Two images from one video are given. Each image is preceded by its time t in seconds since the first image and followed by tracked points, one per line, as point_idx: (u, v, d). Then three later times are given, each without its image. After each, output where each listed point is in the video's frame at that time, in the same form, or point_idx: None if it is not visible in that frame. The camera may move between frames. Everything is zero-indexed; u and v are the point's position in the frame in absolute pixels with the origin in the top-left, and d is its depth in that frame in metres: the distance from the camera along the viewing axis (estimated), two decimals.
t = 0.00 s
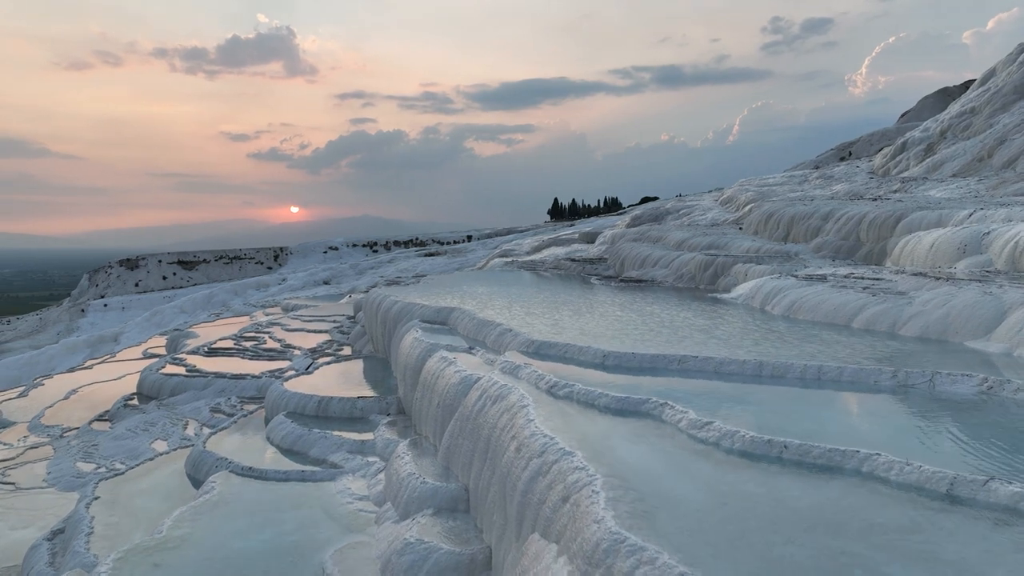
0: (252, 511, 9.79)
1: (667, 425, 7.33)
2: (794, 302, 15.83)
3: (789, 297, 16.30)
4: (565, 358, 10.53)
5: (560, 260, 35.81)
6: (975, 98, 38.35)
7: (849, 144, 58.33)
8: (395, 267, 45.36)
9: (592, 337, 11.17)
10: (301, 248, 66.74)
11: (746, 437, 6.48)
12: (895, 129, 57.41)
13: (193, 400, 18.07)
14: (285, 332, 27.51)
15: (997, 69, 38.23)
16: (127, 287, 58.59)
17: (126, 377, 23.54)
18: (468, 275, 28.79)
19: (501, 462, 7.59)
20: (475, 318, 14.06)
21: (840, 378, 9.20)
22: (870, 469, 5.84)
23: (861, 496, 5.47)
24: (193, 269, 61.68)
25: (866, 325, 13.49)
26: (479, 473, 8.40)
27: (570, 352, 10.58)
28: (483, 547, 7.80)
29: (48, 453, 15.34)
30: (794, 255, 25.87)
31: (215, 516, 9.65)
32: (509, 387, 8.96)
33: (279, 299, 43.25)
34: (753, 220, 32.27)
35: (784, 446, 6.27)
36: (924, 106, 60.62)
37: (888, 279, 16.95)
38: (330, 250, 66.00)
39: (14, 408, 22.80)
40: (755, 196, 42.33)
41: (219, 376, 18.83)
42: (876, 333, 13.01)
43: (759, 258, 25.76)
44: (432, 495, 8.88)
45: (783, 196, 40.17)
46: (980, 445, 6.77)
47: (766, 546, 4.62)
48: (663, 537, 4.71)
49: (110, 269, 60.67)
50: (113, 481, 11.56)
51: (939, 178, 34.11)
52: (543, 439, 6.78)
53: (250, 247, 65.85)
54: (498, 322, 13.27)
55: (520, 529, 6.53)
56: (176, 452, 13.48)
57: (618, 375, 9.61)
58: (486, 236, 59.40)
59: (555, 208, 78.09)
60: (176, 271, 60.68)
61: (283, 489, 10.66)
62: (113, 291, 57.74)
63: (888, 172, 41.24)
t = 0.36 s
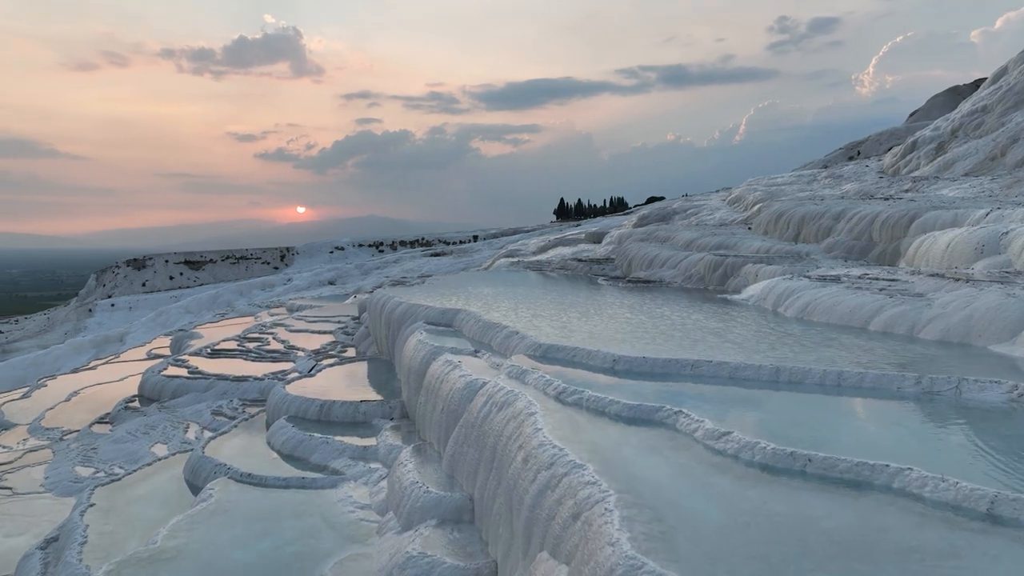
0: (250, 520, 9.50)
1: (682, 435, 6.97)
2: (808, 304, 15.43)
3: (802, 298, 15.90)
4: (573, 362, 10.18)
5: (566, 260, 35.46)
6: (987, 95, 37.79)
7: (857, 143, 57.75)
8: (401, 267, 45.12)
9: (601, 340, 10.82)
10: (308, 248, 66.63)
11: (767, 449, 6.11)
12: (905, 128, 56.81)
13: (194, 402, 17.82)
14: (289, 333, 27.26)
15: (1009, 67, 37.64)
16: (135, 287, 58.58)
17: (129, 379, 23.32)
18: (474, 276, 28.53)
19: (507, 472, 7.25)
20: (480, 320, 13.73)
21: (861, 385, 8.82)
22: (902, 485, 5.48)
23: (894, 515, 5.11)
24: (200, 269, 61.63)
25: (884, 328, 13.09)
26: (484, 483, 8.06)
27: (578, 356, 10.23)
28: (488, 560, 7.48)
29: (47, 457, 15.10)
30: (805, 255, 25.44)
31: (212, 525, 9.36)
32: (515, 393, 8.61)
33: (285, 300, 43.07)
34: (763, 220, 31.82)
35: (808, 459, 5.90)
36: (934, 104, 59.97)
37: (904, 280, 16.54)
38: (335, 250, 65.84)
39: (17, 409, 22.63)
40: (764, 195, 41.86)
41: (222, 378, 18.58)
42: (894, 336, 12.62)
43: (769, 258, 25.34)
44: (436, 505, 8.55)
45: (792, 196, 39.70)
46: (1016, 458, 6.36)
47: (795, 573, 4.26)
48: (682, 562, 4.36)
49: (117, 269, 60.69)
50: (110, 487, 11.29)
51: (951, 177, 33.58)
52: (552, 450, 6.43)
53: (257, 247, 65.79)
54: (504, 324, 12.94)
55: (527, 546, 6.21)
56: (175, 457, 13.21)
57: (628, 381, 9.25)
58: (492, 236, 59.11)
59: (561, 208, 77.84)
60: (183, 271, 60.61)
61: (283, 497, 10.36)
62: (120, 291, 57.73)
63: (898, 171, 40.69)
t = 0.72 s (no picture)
0: (248, 530, 9.20)
1: (698, 445, 6.62)
2: (822, 306, 15.03)
3: (816, 299, 15.50)
4: (582, 366, 9.83)
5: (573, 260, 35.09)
6: (999, 93, 37.19)
7: (866, 142, 57.14)
8: (407, 268, 44.85)
9: (610, 344, 10.47)
10: (314, 248, 66.51)
11: (791, 462, 5.75)
12: (914, 127, 56.17)
13: (196, 405, 17.57)
14: (294, 334, 27.00)
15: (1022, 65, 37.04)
16: (141, 287, 58.51)
17: (132, 380, 23.11)
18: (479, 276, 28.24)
19: (514, 483, 6.91)
20: (486, 322, 13.40)
21: (884, 391, 8.43)
22: (937, 503, 5.11)
23: (930, 536, 4.75)
24: (206, 269, 61.53)
25: (902, 331, 12.70)
26: (490, 493, 7.74)
27: (588, 360, 9.88)
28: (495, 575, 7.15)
29: (46, 460, 14.86)
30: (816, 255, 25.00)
31: (209, 535, 9.06)
32: (522, 399, 8.28)
33: (290, 300, 42.86)
34: (773, 220, 31.37)
35: (834, 474, 5.54)
36: (944, 103, 59.29)
37: (921, 281, 16.11)
38: (341, 250, 65.67)
39: (19, 411, 22.44)
40: (772, 195, 41.39)
41: (224, 380, 18.31)
42: (913, 339, 12.22)
43: (780, 258, 24.91)
44: (439, 515, 8.22)
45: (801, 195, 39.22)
46: None
47: None
48: None
49: (125, 269, 60.67)
50: (107, 492, 11.02)
51: (963, 175, 33.05)
52: (562, 462, 6.10)
53: (263, 247, 65.71)
54: (510, 326, 12.61)
55: (536, 563, 5.88)
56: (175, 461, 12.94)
57: (640, 386, 8.89)
58: (498, 236, 58.80)
59: (567, 208, 77.49)
60: (190, 271, 60.54)
61: (283, 505, 10.06)
62: (127, 291, 57.67)
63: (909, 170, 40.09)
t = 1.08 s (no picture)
0: (247, 539, 8.90)
1: (717, 456, 6.27)
2: (837, 307, 14.63)
3: (831, 301, 15.11)
4: (592, 371, 9.48)
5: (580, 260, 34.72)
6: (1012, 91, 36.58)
7: (876, 141, 56.53)
8: (413, 268, 44.61)
9: (620, 347, 10.12)
10: (320, 248, 66.40)
11: (817, 476, 5.39)
12: (924, 126, 55.52)
13: (199, 407, 17.32)
14: (298, 335, 26.76)
15: None
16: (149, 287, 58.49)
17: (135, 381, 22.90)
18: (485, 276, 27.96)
19: (522, 496, 6.58)
20: (492, 324, 13.07)
21: (909, 398, 8.03)
22: (979, 523, 4.74)
23: (975, 559, 4.38)
24: (213, 269, 61.46)
25: (922, 334, 12.31)
26: (497, 503, 7.41)
27: (598, 364, 9.53)
28: None
29: (46, 464, 14.63)
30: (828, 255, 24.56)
31: (206, 545, 8.77)
32: (530, 405, 7.94)
33: (296, 300, 42.67)
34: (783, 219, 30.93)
35: (865, 490, 5.17)
36: (954, 102, 58.59)
37: (939, 282, 15.69)
38: (348, 250, 65.51)
39: (22, 412, 22.27)
40: (782, 195, 40.92)
41: (227, 382, 18.05)
42: (934, 343, 11.83)
43: (791, 258, 24.48)
44: (444, 526, 7.89)
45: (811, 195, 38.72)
46: None
47: None
48: None
49: (132, 269, 60.67)
50: (104, 499, 10.83)
51: (975, 175, 32.52)
52: (573, 475, 5.76)
53: (270, 247, 65.65)
54: (517, 328, 12.28)
55: None
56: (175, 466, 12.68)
57: (653, 392, 8.53)
58: (504, 236, 58.51)
59: (574, 209, 77.16)
60: (197, 271, 60.50)
61: (283, 513, 9.76)
62: (135, 291, 57.66)
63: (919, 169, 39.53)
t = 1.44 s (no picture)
0: (245, 550, 8.62)
1: (736, 469, 5.92)
2: (854, 309, 14.23)
3: (847, 302, 14.71)
4: (602, 376, 9.13)
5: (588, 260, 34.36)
6: None
7: (886, 140, 55.88)
8: (419, 268, 44.38)
9: (632, 351, 9.76)
10: (327, 248, 66.30)
11: (848, 494, 5.03)
12: (935, 125, 54.89)
13: (201, 410, 17.07)
14: (303, 336, 26.51)
15: None
16: (156, 287, 58.43)
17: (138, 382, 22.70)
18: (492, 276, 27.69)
19: (531, 510, 6.25)
20: (499, 326, 12.75)
21: (936, 407, 7.63)
22: None
23: None
24: (221, 269, 61.38)
25: (943, 337, 11.92)
26: (505, 516, 7.07)
27: (609, 369, 9.18)
28: None
29: (45, 468, 14.40)
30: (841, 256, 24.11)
31: (203, 556, 8.49)
32: (539, 413, 7.61)
33: (301, 300, 42.49)
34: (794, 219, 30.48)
35: (900, 509, 4.81)
36: (965, 100, 57.86)
37: (959, 283, 15.26)
38: (354, 250, 65.35)
39: (26, 413, 22.09)
40: (791, 194, 40.42)
41: (230, 383, 17.80)
42: (957, 346, 11.43)
43: (804, 259, 24.04)
44: (449, 538, 7.57)
45: (821, 194, 38.23)
46: None
47: None
48: None
49: (140, 269, 60.68)
50: (100, 507, 10.59)
51: (989, 173, 31.98)
52: (585, 490, 5.43)
53: (277, 247, 65.60)
54: (525, 331, 11.94)
55: None
56: (175, 471, 12.42)
57: (666, 398, 8.18)
58: (511, 236, 58.20)
59: (580, 209, 76.88)
60: (205, 271, 60.46)
61: (283, 522, 9.46)
62: (142, 291, 57.64)
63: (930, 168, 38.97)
